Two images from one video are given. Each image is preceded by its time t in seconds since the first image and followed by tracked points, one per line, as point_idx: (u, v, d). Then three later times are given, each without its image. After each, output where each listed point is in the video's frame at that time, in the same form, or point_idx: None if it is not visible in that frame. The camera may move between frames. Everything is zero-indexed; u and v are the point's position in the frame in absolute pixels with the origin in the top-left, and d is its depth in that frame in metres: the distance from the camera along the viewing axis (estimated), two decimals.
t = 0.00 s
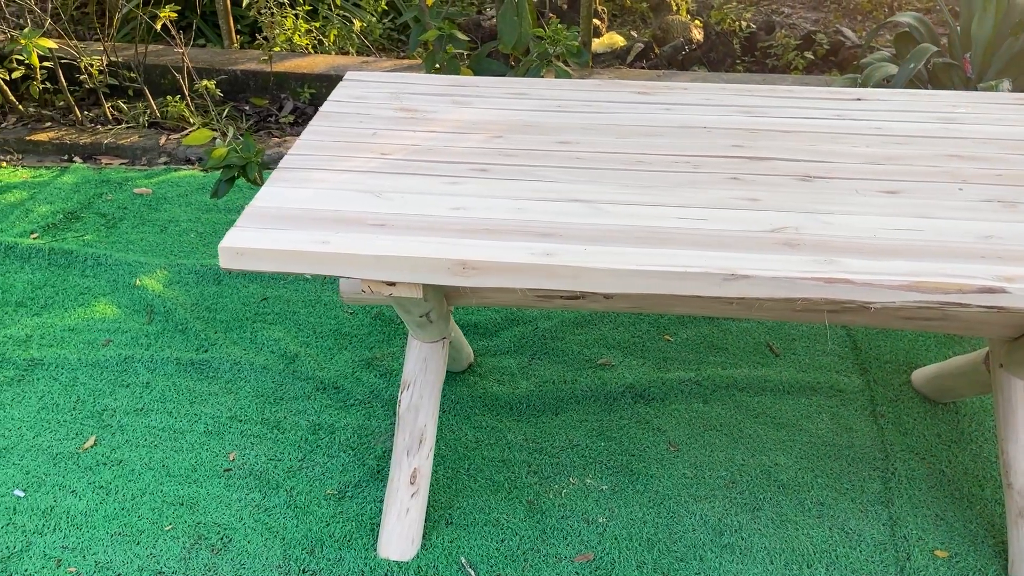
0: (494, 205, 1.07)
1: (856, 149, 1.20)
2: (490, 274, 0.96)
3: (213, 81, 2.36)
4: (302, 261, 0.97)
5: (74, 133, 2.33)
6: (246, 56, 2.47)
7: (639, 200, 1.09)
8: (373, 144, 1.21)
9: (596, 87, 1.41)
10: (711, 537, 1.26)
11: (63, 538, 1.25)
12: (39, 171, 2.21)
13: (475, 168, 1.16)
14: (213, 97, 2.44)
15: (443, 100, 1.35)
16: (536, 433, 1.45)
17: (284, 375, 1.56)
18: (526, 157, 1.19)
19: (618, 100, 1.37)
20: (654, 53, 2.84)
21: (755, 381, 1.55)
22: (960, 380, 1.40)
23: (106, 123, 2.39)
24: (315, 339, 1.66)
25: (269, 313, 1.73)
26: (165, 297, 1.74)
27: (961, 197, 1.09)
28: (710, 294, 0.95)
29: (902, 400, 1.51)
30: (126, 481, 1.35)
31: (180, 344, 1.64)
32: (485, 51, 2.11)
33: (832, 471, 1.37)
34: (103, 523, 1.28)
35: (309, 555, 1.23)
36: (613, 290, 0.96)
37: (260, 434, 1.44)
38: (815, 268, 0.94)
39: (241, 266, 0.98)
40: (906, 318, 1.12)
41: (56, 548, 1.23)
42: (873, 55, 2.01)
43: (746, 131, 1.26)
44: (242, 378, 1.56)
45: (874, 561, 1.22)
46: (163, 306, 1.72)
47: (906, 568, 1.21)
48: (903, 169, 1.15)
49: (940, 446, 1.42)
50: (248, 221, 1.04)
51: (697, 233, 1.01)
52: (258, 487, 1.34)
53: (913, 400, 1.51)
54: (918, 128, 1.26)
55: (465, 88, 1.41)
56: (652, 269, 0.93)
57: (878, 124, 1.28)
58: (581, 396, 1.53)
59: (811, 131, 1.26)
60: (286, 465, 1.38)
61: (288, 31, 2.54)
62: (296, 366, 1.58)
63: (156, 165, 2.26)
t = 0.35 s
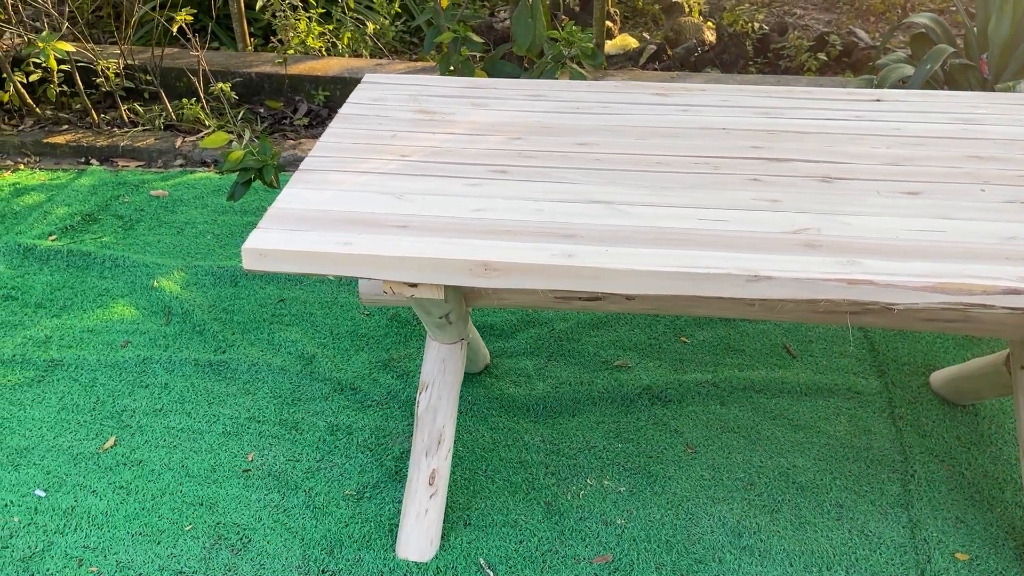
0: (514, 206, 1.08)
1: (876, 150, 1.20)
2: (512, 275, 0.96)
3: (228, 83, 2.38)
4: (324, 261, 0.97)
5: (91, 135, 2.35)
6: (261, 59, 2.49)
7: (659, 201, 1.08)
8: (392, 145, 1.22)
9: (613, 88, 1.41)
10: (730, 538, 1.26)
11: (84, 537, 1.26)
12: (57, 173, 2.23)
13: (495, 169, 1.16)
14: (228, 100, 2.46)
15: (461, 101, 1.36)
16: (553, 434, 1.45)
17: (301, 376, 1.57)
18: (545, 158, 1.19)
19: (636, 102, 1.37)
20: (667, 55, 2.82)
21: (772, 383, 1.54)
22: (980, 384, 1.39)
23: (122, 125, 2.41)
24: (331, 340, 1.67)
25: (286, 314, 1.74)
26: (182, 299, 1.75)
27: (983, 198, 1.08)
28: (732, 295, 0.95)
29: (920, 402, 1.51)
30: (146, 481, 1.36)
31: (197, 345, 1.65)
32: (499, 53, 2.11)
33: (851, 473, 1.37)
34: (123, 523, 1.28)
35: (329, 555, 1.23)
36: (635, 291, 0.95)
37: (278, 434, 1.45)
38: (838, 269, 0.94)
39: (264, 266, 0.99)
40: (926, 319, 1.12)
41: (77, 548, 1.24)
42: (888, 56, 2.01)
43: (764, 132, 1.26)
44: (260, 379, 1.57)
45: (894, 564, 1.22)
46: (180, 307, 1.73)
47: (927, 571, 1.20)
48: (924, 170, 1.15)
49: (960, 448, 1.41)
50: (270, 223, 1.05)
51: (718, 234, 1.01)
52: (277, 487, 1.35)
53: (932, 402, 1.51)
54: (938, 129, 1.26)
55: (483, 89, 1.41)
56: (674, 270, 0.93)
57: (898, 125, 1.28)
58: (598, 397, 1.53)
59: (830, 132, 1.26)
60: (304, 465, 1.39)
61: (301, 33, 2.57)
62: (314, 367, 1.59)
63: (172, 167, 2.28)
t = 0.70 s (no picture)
0: (528, 206, 1.08)
1: (891, 150, 1.20)
2: (527, 275, 0.96)
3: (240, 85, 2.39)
4: (340, 261, 0.98)
5: (104, 137, 2.37)
6: (273, 61, 2.50)
7: (674, 201, 1.08)
8: (406, 146, 1.22)
9: (625, 89, 1.42)
10: (743, 539, 1.25)
11: (99, 536, 1.26)
12: (70, 174, 2.25)
13: (509, 170, 1.16)
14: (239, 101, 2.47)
15: (475, 102, 1.36)
16: (565, 435, 1.46)
17: (314, 377, 1.58)
18: (559, 159, 1.19)
19: (649, 102, 1.37)
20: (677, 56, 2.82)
21: (785, 384, 1.54)
22: (995, 386, 1.39)
23: (135, 127, 2.42)
24: (344, 341, 1.68)
25: (299, 315, 1.75)
26: (195, 299, 1.76)
27: (1000, 198, 1.08)
28: (748, 295, 0.94)
29: (935, 403, 1.50)
30: (161, 480, 1.37)
31: (211, 345, 1.65)
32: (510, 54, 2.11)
33: (864, 475, 1.36)
34: (139, 521, 1.29)
35: (343, 555, 1.24)
36: (650, 291, 0.95)
37: (291, 434, 1.45)
38: (854, 269, 0.93)
39: (280, 266, 0.99)
40: (941, 320, 1.12)
41: (92, 547, 1.24)
42: (900, 56, 2.01)
43: (778, 132, 1.26)
44: (273, 379, 1.57)
45: (907, 565, 1.21)
46: (193, 308, 1.74)
47: (942, 572, 1.20)
48: (940, 170, 1.14)
49: (974, 450, 1.41)
50: (287, 224, 1.05)
51: (733, 234, 1.01)
52: (291, 487, 1.35)
53: (946, 403, 1.50)
54: (953, 129, 1.25)
55: (496, 90, 1.41)
56: (690, 270, 0.93)
57: (913, 125, 1.27)
58: (610, 398, 1.53)
59: (845, 132, 1.25)
60: (317, 465, 1.39)
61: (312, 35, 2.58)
62: (326, 368, 1.60)
63: (184, 168, 2.30)
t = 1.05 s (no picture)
0: (540, 207, 1.08)
1: (903, 150, 1.19)
2: (539, 275, 0.96)
3: (249, 86, 2.40)
4: (353, 262, 0.98)
5: (114, 138, 2.39)
6: (282, 62, 2.52)
7: (685, 201, 1.08)
8: (418, 146, 1.23)
9: (636, 90, 1.42)
10: (754, 541, 1.25)
11: (110, 536, 1.27)
12: (80, 175, 2.27)
13: (521, 170, 1.17)
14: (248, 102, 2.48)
15: (485, 103, 1.37)
16: (575, 436, 1.46)
17: (324, 377, 1.58)
18: (571, 159, 1.19)
19: (659, 103, 1.37)
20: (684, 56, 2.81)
21: (796, 385, 1.54)
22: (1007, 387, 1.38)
23: (144, 128, 2.44)
24: (353, 341, 1.68)
25: (308, 315, 1.76)
26: (205, 300, 1.77)
27: (1013, 198, 1.07)
28: (760, 296, 0.94)
29: (946, 404, 1.50)
30: (172, 480, 1.37)
31: (220, 346, 1.66)
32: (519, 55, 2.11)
33: (875, 476, 1.36)
34: (150, 521, 1.30)
35: (353, 555, 1.24)
36: (662, 292, 0.95)
37: (301, 435, 1.46)
38: (868, 270, 0.93)
39: (292, 266, 0.99)
40: (953, 321, 1.11)
41: (104, 547, 1.25)
42: (911, 56, 2.00)
43: (790, 132, 1.25)
44: (283, 380, 1.58)
45: (919, 567, 1.21)
46: (203, 308, 1.75)
47: (954, 573, 1.19)
48: (953, 170, 1.14)
49: (986, 451, 1.40)
50: (300, 224, 1.06)
51: (746, 234, 1.01)
52: (301, 487, 1.36)
53: (957, 404, 1.50)
54: (966, 129, 1.25)
55: (507, 91, 1.42)
56: (702, 270, 0.93)
57: (925, 125, 1.27)
58: (620, 398, 1.53)
59: (857, 132, 1.25)
60: (327, 466, 1.40)
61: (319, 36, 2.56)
62: (336, 368, 1.60)
63: (193, 169, 2.31)
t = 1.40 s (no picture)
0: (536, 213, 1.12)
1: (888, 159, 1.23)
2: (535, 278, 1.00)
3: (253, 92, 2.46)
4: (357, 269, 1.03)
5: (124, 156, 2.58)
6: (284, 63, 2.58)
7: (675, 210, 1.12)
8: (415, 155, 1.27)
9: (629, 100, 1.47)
10: (755, 541, 1.30)
11: (111, 536, 1.30)
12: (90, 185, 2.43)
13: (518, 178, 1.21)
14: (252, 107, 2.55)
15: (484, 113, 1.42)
16: (575, 436, 1.54)
17: (327, 375, 1.69)
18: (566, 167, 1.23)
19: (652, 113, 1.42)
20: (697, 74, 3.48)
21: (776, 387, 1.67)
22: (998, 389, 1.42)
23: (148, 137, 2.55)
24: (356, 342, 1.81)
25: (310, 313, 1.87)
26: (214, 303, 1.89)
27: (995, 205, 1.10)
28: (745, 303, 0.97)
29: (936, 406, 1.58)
30: (172, 480, 1.42)
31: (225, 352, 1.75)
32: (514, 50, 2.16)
33: (875, 474, 1.48)
34: (152, 519, 1.33)
35: (354, 555, 1.26)
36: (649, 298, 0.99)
37: (302, 434, 1.53)
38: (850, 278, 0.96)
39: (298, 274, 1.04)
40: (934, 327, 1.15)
41: (105, 546, 1.28)
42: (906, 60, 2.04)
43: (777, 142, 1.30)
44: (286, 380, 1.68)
45: (919, 566, 1.28)
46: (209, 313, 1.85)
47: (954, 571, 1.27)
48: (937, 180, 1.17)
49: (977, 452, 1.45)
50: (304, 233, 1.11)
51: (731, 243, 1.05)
52: (302, 487, 1.40)
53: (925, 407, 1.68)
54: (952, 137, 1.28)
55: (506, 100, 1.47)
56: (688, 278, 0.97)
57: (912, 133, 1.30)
58: (620, 397, 1.66)
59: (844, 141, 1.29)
60: (328, 465, 1.46)
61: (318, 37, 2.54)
62: (342, 370, 1.72)
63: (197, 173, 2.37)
